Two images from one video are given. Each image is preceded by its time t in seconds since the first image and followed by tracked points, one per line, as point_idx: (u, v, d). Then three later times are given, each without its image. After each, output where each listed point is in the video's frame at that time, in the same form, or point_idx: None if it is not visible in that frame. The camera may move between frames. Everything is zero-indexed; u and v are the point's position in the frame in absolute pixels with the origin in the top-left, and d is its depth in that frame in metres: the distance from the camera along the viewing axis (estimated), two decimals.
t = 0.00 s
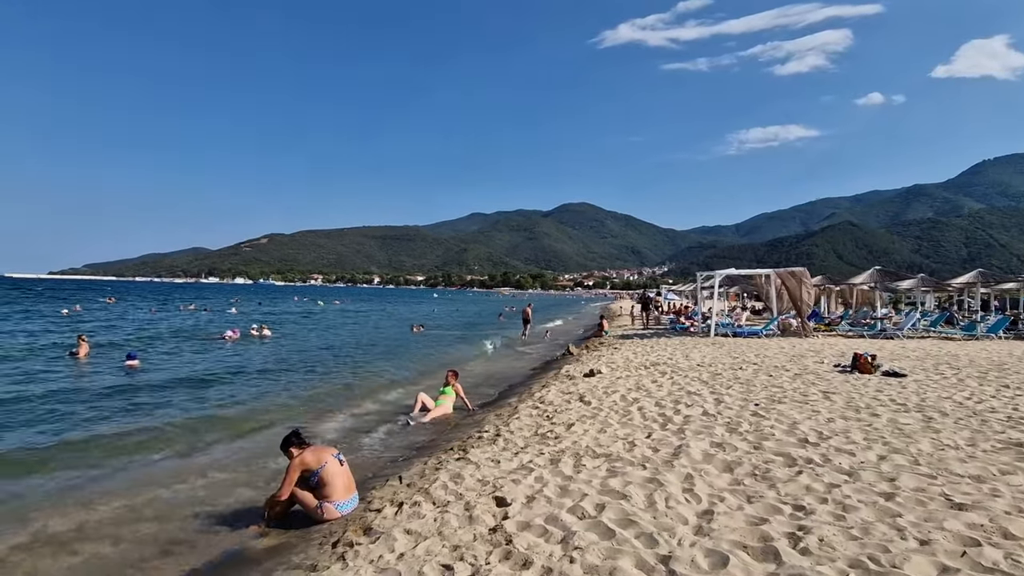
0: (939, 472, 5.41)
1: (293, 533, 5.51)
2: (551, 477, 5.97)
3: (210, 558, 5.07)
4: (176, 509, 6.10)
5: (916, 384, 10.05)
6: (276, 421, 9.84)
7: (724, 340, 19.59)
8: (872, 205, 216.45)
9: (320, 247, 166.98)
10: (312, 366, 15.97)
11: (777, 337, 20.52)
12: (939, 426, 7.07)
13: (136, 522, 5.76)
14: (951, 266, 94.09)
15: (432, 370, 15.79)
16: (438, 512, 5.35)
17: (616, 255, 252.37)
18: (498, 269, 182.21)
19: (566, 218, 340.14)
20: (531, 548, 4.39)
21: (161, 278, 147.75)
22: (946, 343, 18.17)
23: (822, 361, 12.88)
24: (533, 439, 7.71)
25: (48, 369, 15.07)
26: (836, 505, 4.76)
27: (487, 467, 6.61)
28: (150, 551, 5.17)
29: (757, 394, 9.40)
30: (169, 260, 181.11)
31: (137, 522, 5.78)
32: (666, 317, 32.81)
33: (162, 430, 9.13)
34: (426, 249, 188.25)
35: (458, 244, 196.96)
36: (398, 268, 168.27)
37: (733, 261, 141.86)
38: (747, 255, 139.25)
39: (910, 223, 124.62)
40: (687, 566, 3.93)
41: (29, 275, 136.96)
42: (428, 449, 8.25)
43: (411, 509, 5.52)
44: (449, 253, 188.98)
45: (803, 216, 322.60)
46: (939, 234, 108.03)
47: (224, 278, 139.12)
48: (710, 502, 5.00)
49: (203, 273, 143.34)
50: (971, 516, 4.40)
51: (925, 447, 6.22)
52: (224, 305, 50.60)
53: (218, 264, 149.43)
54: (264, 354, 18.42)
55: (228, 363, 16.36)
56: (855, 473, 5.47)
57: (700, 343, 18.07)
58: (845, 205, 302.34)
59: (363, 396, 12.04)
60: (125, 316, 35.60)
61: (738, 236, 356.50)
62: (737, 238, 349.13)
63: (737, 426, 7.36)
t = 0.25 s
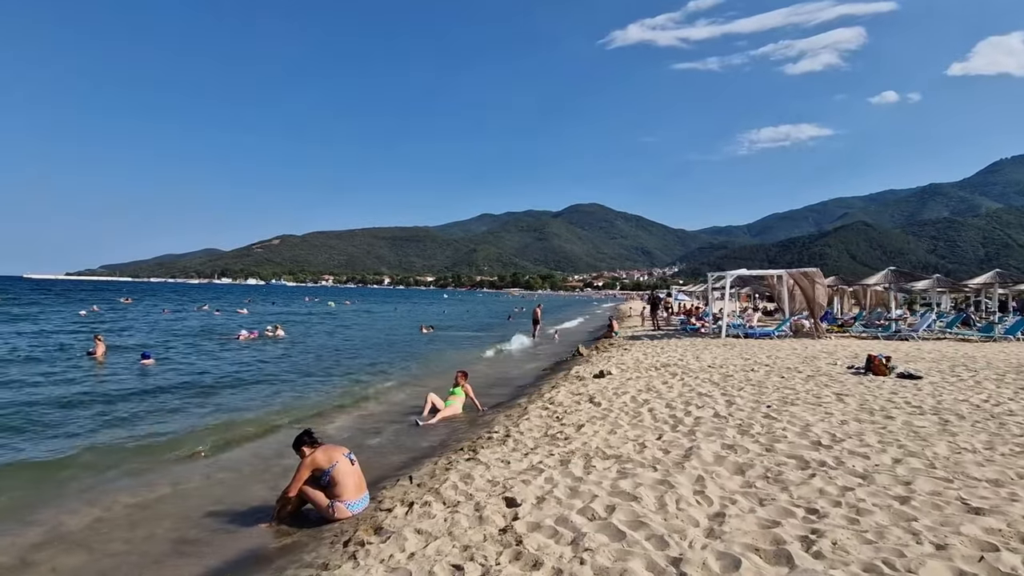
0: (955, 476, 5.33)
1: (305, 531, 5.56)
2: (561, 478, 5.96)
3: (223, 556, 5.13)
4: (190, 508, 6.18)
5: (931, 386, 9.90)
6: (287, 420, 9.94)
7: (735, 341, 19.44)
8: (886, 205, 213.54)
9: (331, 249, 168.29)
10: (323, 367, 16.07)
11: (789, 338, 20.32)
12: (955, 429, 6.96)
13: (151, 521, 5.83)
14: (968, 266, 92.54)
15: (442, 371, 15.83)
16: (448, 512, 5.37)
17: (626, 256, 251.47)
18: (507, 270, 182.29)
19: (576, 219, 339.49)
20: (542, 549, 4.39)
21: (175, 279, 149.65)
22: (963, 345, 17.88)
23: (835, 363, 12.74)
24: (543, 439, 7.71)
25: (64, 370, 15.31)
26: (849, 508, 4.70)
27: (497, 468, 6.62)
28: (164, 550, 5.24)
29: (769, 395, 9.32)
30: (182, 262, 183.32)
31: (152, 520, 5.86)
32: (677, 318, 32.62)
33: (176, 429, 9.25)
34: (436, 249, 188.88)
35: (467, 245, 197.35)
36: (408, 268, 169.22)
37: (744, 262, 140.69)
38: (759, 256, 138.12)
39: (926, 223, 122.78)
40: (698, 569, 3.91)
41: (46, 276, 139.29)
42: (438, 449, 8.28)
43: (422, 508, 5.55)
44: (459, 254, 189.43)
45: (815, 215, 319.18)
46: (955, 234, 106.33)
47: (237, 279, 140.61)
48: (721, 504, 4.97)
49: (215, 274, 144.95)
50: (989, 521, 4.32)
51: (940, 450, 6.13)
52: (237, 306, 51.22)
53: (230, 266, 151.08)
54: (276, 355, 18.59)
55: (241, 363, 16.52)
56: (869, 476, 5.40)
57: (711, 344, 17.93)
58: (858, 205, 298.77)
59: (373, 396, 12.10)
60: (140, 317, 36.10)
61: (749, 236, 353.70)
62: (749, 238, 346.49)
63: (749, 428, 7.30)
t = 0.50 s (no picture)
0: (970, 478, 5.26)
1: (316, 530, 5.61)
2: (570, 478, 5.95)
3: (234, 554, 5.18)
4: (202, 506, 6.24)
5: (946, 388, 9.76)
6: (297, 420, 10.00)
7: (746, 342, 19.29)
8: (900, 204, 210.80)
9: (341, 249, 169.21)
10: (333, 367, 16.16)
11: (800, 339, 20.12)
12: (971, 431, 6.85)
13: (164, 519, 5.90)
14: (984, 266, 91.05)
15: (451, 371, 15.86)
16: (458, 512, 5.39)
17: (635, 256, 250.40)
18: (516, 270, 182.32)
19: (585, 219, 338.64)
20: (551, 549, 4.39)
21: (187, 279, 151.26)
22: (978, 346, 17.61)
23: (847, 364, 12.59)
24: (552, 440, 7.71)
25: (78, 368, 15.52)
26: (862, 511, 4.66)
27: (506, 468, 6.63)
28: (177, 548, 5.29)
29: (780, 396, 9.24)
30: (194, 262, 185.26)
31: (164, 518, 5.93)
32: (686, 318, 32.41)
33: (189, 428, 9.34)
34: (445, 249, 189.24)
35: (476, 245, 197.52)
36: (417, 268, 169.76)
37: (754, 262, 139.59)
38: (769, 256, 136.97)
39: (940, 222, 121.02)
40: (708, 570, 3.89)
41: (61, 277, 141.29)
42: (447, 449, 8.30)
43: (431, 508, 5.57)
44: (468, 254, 189.60)
45: (827, 215, 315.96)
46: (971, 234, 104.68)
47: (248, 279, 141.81)
48: (732, 506, 4.94)
49: (227, 274, 146.28)
50: (1006, 524, 4.26)
51: (956, 452, 6.04)
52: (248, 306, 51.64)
53: (242, 266, 152.37)
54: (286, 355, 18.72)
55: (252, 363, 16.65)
56: (882, 478, 5.35)
57: (721, 345, 17.80)
58: (870, 204, 295.27)
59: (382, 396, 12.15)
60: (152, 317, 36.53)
61: (760, 236, 350.86)
62: (759, 238, 343.66)
63: (759, 429, 7.26)
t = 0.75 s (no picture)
0: (981, 481, 5.20)
1: (323, 529, 5.63)
2: (576, 479, 5.95)
3: (242, 552, 5.21)
4: (210, 505, 6.29)
5: (957, 389, 9.67)
6: (304, 419, 10.05)
7: (753, 343, 19.20)
8: (910, 204, 208.96)
9: (347, 249, 169.95)
10: (339, 366, 16.21)
11: (808, 339, 20.00)
12: (982, 433, 6.78)
13: (172, 518, 5.93)
14: (995, 266, 90.07)
15: (457, 371, 15.89)
16: (464, 511, 5.39)
17: (642, 256, 249.74)
18: (522, 270, 182.35)
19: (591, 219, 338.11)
20: (557, 550, 4.39)
21: (196, 278, 152.49)
22: (989, 347, 17.43)
23: (855, 365, 12.51)
24: (558, 440, 7.70)
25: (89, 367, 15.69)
26: (872, 513, 4.62)
27: (512, 468, 6.63)
28: (184, 546, 5.33)
29: (788, 398, 9.18)
30: (203, 262, 186.73)
31: (172, 516, 5.97)
32: (694, 318, 32.30)
33: (197, 427, 9.41)
34: (451, 249, 189.61)
35: (482, 245, 197.74)
36: (424, 268, 170.19)
37: (762, 262, 138.85)
38: (777, 256, 136.26)
39: (950, 222, 119.86)
40: (716, 571, 3.88)
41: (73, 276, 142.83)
42: (453, 449, 8.31)
43: (438, 507, 5.58)
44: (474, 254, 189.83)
45: (836, 214, 313.54)
46: (982, 234, 103.58)
47: (256, 278, 142.76)
48: (739, 507, 4.92)
49: (235, 274, 147.32)
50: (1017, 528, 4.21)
51: (966, 454, 5.98)
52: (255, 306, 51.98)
53: (249, 266, 153.35)
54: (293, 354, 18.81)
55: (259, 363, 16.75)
56: (891, 480, 5.30)
57: (728, 345, 17.72)
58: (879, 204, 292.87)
59: (388, 395, 12.18)
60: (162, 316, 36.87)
61: (767, 236, 348.95)
62: (767, 238, 341.72)
63: (767, 430, 7.22)
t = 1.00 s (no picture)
0: (1007, 486, 5.08)
1: (338, 527, 5.68)
2: (590, 480, 5.93)
3: (259, 550, 5.28)
4: (227, 502, 6.38)
5: (981, 392, 9.45)
6: (320, 418, 10.14)
7: (770, 344, 18.97)
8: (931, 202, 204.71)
9: (362, 250, 171.37)
10: (354, 366, 16.34)
11: (826, 341, 19.70)
12: (1008, 438, 6.61)
13: (190, 515, 6.02)
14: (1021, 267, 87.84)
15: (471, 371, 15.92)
16: (478, 511, 5.41)
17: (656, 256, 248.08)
18: (536, 271, 182.24)
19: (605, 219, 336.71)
20: (572, 551, 4.38)
21: (214, 278, 154.89)
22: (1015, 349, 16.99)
23: (875, 367, 12.29)
24: (572, 441, 7.69)
25: (110, 365, 16.01)
26: (892, 518, 4.54)
27: (526, 469, 6.63)
28: (202, 544, 5.40)
29: (806, 400, 9.04)
30: (221, 263, 189.65)
31: (191, 513, 6.07)
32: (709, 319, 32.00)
33: (215, 425, 9.54)
34: (464, 250, 190.19)
35: (495, 246, 198.03)
36: (437, 269, 170.91)
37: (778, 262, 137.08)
38: (794, 257, 134.43)
39: (974, 221, 117.15)
40: None
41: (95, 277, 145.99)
42: (467, 449, 8.33)
43: (452, 507, 5.59)
44: (488, 254, 190.17)
45: (855, 214, 308.35)
46: (1007, 233, 101.06)
47: (272, 279, 144.58)
48: (757, 511, 4.85)
49: (252, 275, 149.39)
50: None
51: (992, 459, 5.84)
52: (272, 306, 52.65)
53: (266, 267, 155.36)
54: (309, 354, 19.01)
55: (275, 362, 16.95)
56: (913, 484, 5.20)
57: (745, 347, 17.52)
58: (900, 203, 287.36)
59: (402, 396, 12.24)
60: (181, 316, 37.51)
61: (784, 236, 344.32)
62: (783, 238, 337.32)
63: (785, 433, 7.12)
